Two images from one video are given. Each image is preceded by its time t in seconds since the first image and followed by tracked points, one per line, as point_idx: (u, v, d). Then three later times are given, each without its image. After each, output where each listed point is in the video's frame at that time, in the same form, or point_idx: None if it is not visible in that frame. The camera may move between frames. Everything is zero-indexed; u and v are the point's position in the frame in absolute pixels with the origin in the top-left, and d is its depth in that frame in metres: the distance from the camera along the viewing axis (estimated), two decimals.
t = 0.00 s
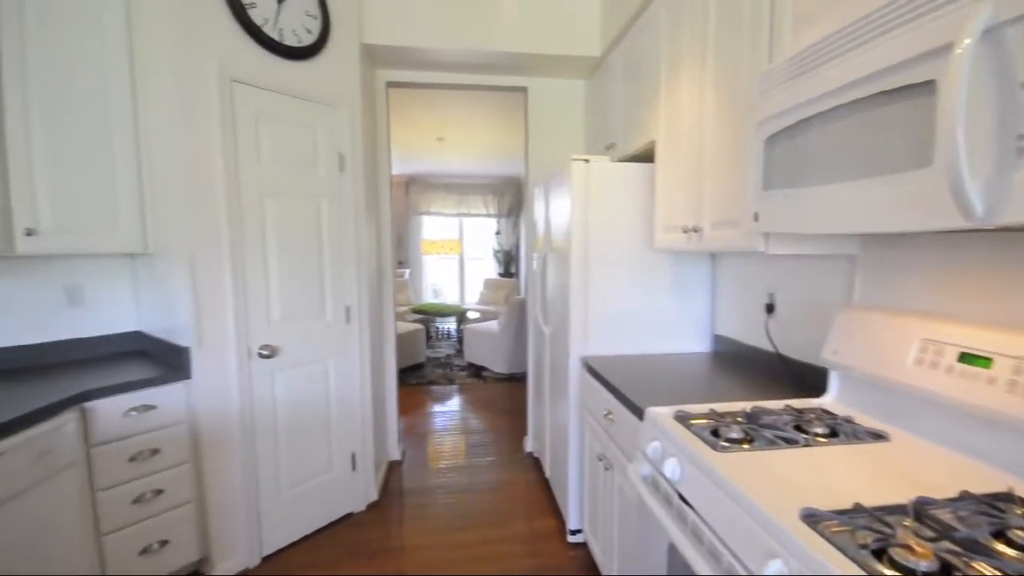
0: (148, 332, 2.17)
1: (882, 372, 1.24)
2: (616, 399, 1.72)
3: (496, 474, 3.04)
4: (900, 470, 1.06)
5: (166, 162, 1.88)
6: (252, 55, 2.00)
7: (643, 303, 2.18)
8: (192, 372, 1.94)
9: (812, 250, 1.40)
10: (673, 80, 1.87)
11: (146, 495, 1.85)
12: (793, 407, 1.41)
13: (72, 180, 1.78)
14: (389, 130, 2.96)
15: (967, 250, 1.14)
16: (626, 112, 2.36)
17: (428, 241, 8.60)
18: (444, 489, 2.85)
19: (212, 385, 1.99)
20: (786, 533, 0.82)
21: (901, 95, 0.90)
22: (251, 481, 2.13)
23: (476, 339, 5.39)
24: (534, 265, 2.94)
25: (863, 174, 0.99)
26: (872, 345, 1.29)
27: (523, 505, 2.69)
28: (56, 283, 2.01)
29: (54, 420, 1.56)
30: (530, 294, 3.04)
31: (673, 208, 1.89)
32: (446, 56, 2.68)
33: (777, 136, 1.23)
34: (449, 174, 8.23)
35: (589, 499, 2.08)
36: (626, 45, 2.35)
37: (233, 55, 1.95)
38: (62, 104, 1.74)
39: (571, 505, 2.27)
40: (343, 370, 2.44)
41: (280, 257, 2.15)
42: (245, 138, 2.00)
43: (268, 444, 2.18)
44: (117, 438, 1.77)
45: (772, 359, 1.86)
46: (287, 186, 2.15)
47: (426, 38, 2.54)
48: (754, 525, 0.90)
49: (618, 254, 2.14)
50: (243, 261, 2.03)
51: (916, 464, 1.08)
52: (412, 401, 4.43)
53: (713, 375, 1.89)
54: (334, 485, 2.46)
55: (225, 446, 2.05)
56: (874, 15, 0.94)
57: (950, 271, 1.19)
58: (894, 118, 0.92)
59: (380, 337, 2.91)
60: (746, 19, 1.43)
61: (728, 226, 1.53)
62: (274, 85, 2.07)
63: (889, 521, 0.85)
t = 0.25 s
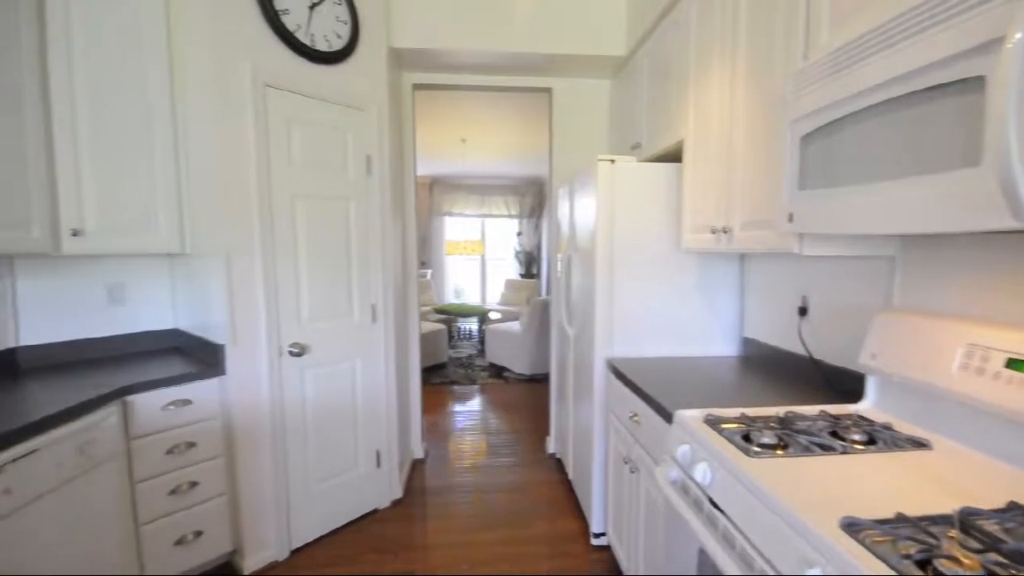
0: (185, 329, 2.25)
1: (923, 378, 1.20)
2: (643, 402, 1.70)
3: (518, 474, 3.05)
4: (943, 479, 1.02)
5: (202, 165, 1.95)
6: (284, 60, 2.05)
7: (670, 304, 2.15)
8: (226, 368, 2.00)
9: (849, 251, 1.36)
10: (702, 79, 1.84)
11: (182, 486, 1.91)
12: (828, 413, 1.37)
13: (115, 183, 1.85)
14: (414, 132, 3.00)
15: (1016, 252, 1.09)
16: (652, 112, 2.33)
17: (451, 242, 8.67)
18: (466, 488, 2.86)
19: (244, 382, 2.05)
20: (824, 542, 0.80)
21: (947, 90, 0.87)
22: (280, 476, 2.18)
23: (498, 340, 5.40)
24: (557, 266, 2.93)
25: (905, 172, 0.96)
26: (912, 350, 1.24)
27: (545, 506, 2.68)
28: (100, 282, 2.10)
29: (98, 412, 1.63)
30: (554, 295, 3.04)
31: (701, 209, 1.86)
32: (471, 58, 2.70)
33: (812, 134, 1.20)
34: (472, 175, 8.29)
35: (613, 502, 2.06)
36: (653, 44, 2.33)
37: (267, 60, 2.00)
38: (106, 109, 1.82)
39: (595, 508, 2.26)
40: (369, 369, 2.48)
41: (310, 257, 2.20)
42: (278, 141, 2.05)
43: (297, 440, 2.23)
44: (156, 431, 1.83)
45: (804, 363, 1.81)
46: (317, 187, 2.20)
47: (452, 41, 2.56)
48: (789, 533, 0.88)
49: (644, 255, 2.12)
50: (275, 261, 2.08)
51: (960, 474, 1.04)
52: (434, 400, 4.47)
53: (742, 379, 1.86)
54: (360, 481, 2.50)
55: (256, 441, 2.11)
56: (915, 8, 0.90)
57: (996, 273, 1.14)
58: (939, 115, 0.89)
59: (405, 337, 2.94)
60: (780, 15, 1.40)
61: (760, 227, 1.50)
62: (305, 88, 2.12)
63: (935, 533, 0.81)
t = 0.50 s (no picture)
0: (220, 327, 2.32)
1: (968, 382, 1.15)
2: (671, 403, 1.68)
3: (541, 474, 3.04)
4: (992, 488, 0.97)
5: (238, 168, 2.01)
6: (316, 64, 2.10)
7: (698, 305, 2.11)
8: (259, 365, 2.06)
9: (889, 251, 1.32)
10: (733, 76, 1.81)
11: (218, 479, 1.98)
12: (867, 418, 1.33)
13: (156, 186, 1.93)
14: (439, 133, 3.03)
15: None
16: (680, 110, 2.30)
17: (473, 242, 8.70)
18: (490, 487, 2.88)
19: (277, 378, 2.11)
20: (865, 549, 0.78)
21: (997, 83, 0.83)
22: (310, 470, 2.23)
23: (520, 340, 5.41)
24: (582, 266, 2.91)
25: (951, 169, 0.92)
26: (956, 353, 1.19)
27: (569, 506, 2.68)
28: (141, 281, 2.19)
29: (140, 405, 1.70)
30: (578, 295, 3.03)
31: (731, 208, 1.83)
32: (496, 59, 2.71)
33: (851, 130, 1.17)
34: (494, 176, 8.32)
35: (639, 504, 2.04)
36: (681, 41, 2.30)
37: (299, 65, 2.05)
38: (147, 115, 1.89)
39: (620, 510, 2.24)
40: (395, 367, 2.51)
41: (339, 257, 2.24)
42: (309, 143, 2.10)
43: (326, 436, 2.28)
44: (194, 425, 1.90)
45: (839, 366, 1.76)
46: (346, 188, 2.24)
47: (478, 42, 2.58)
48: (828, 539, 0.86)
49: (672, 254, 2.09)
50: (306, 260, 2.13)
51: (1011, 483, 0.99)
52: (457, 399, 4.50)
53: (774, 381, 1.82)
54: (386, 478, 2.54)
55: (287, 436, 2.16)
56: None
57: None
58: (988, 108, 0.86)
59: (430, 335, 2.98)
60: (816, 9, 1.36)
61: (795, 226, 1.46)
62: (335, 92, 2.16)
63: (985, 542, 0.78)
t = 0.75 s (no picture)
0: (253, 325, 2.39)
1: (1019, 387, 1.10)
2: (701, 405, 1.66)
3: (565, 475, 3.03)
4: None
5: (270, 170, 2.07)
6: (345, 68, 2.14)
7: (727, 305, 2.08)
8: (291, 363, 2.11)
9: (933, 249, 1.27)
10: (765, 71, 1.77)
11: (251, 473, 2.04)
12: (907, 423, 1.28)
13: (193, 188, 2.00)
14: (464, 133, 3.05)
15: None
16: (708, 107, 2.27)
17: (496, 242, 8.72)
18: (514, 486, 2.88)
19: (307, 376, 2.15)
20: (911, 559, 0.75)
21: None
22: (339, 466, 2.27)
23: (543, 340, 5.40)
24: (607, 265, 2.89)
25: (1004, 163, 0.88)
26: (1005, 356, 1.14)
27: (594, 507, 2.66)
28: (179, 280, 2.27)
29: (179, 401, 1.77)
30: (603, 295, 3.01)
31: (763, 206, 1.79)
32: (521, 59, 2.72)
33: (892, 126, 1.13)
34: (516, 176, 8.34)
35: (667, 507, 2.01)
36: (709, 37, 2.26)
37: (329, 69, 2.09)
38: (186, 120, 1.96)
39: (646, 512, 2.21)
40: (421, 365, 2.55)
41: (366, 257, 2.28)
42: (339, 146, 2.15)
43: (354, 433, 2.32)
44: (229, 420, 1.96)
45: (877, 369, 1.71)
46: (374, 189, 2.28)
47: (503, 43, 2.59)
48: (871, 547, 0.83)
49: (700, 253, 2.06)
50: (336, 260, 2.18)
51: None
52: (480, 398, 4.52)
53: (807, 383, 1.77)
54: (412, 475, 2.57)
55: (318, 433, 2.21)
56: None
57: None
58: None
59: (454, 335, 3.00)
60: None
61: (831, 224, 1.42)
62: (364, 94, 2.20)
63: None
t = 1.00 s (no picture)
0: (281, 324, 2.44)
1: None
2: (728, 408, 1.63)
3: (587, 477, 3.02)
4: None
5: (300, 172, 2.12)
6: (371, 71, 2.18)
7: (754, 307, 2.04)
8: (318, 361, 2.15)
9: (975, 251, 1.23)
10: (796, 68, 1.74)
11: (280, 467, 2.09)
12: (947, 429, 1.24)
13: (227, 190, 2.06)
14: (487, 135, 3.07)
15: None
16: (736, 105, 2.23)
17: (516, 243, 8.73)
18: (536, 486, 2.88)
19: (334, 374, 2.20)
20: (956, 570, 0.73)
21: None
22: (364, 463, 2.31)
23: (564, 341, 5.38)
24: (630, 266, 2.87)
25: None
26: None
27: (616, 510, 2.64)
28: (212, 279, 2.34)
29: (212, 396, 1.82)
30: (627, 296, 2.98)
31: (793, 206, 1.75)
32: (545, 60, 2.72)
33: (933, 123, 1.10)
34: (537, 176, 8.34)
35: (692, 511, 1.99)
36: (737, 34, 2.22)
37: (356, 72, 2.13)
38: (220, 124, 2.03)
39: (670, 516, 2.18)
40: (444, 365, 2.57)
41: (392, 257, 2.32)
42: (365, 148, 2.18)
43: (379, 430, 2.36)
44: (259, 416, 2.02)
45: (914, 374, 1.65)
46: (400, 190, 2.31)
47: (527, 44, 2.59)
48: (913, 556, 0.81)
49: (727, 254, 2.03)
50: (362, 260, 2.22)
51: None
52: (501, 398, 4.53)
53: (839, 387, 1.73)
54: (434, 473, 2.60)
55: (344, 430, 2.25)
56: None
57: None
58: None
59: (476, 334, 3.02)
60: None
61: (866, 224, 1.39)
62: (391, 97, 2.24)
63: None
